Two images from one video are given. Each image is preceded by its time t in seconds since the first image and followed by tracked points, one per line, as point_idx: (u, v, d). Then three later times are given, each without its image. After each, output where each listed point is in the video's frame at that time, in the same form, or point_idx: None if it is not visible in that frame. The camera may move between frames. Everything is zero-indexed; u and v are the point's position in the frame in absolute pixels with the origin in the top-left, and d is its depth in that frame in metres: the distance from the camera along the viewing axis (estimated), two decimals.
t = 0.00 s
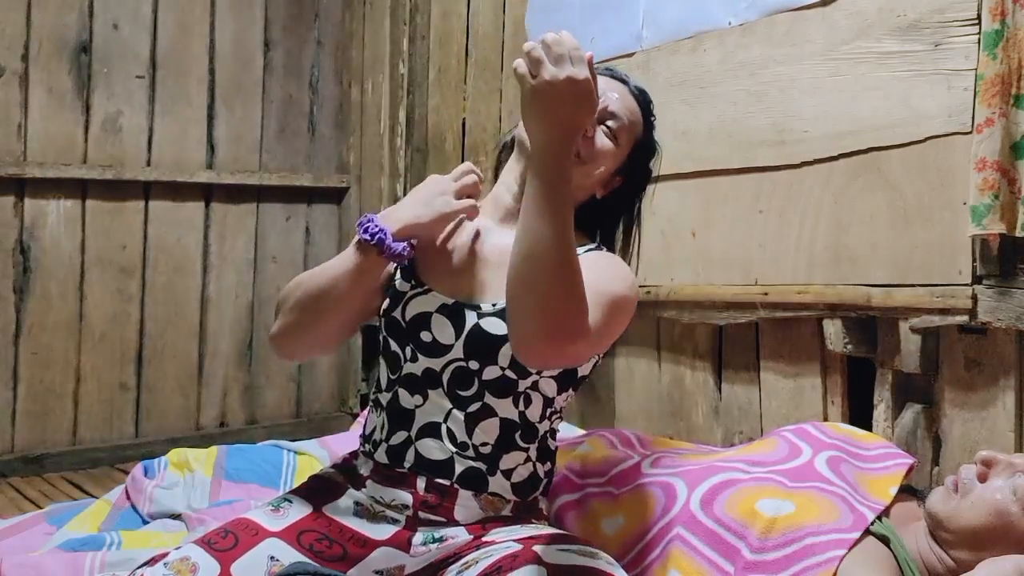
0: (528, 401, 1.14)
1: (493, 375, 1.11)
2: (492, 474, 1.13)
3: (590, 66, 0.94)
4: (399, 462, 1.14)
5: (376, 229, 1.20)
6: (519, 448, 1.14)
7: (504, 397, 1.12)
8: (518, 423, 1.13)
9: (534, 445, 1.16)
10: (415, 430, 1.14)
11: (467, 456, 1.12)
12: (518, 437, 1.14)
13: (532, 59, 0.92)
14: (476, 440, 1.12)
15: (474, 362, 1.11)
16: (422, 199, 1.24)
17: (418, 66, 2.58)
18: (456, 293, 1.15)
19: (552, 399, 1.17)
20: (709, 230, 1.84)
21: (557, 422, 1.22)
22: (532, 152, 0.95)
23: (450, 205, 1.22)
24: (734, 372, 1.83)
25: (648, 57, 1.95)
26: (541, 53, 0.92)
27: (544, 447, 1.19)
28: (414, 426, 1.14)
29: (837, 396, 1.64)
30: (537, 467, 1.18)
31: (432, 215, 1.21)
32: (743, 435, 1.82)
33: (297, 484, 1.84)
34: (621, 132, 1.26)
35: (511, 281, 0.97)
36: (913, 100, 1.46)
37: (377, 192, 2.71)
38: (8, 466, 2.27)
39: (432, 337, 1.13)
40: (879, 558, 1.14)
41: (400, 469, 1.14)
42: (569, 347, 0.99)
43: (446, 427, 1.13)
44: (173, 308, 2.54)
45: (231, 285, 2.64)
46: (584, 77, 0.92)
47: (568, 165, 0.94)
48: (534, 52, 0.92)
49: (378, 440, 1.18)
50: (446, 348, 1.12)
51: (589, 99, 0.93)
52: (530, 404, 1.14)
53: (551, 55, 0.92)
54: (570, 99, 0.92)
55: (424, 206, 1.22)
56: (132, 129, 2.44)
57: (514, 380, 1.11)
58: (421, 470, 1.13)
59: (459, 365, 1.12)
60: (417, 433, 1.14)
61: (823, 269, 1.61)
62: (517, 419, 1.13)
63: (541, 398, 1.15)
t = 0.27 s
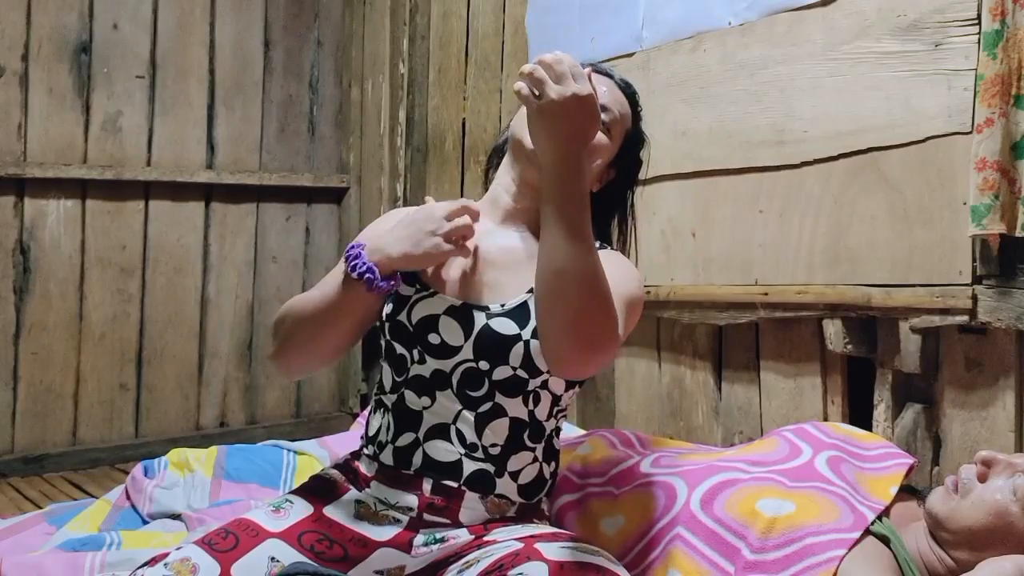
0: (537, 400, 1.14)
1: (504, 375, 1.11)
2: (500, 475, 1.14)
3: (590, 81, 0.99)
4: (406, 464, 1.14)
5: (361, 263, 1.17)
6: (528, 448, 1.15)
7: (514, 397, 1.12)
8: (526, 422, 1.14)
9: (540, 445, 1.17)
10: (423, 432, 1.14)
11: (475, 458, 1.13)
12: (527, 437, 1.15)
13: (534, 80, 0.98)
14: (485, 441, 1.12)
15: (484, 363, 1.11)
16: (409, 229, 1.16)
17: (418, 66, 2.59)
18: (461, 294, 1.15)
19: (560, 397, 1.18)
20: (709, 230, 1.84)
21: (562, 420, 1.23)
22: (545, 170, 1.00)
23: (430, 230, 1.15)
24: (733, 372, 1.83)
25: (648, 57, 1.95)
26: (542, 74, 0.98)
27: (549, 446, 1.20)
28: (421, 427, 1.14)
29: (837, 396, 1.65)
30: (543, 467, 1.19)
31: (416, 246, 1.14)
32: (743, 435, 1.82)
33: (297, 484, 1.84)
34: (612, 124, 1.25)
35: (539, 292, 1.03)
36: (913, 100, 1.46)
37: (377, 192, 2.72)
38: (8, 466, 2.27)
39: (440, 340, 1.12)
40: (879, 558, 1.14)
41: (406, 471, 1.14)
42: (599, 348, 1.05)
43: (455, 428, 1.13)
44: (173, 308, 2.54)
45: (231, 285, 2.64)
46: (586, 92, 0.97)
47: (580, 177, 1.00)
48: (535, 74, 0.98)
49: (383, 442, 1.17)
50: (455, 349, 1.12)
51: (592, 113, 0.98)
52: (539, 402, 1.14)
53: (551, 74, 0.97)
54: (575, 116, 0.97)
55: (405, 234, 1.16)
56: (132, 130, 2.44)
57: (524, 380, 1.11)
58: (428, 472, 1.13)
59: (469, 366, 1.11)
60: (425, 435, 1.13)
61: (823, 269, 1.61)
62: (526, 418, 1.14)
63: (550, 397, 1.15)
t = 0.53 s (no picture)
0: (536, 397, 1.14)
1: (504, 372, 1.11)
2: (500, 475, 1.14)
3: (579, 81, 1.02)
4: (405, 464, 1.14)
5: (371, 280, 1.12)
6: (527, 447, 1.15)
7: (512, 394, 1.12)
8: (525, 420, 1.14)
9: (540, 444, 1.17)
10: (422, 432, 1.14)
11: (475, 457, 1.13)
12: (526, 436, 1.15)
13: (524, 82, 1.00)
14: (485, 440, 1.12)
15: (483, 361, 1.11)
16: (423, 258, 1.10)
17: (418, 66, 2.59)
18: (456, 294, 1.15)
19: (558, 394, 1.18)
20: (709, 230, 1.84)
21: (560, 419, 1.24)
22: (540, 171, 1.02)
23: (443, 260, 1.09)
24: (733, 372, 1.83)
25: (648, 57, 1.95)
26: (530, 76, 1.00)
27: (548, 446, 1.20)
28: (420, 427, 1.14)
29: (837, 395, 1.65)
30: (542, 467, 1.19)
31: (426, 274, 1.09)
32: (743, 435, 1.82)
33: (297, 485, 1.84)
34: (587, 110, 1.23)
35: (536, 293, 1.03)
36: (913, 100, 1.46)
37: (377, 192, 2.72)
38: (8, 466, 2.27)
39: (438, 339, 1.13)
40: (879, 558, 1.14)
41: (405, 472, 1.14)
42: (600, 347, 1.05)
43: (454, 427, 1.12)
44: (173, 308, 2.54)
45: (231, 285, 2.64)
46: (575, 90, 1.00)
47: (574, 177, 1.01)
48: (523, 77, 1.00)
49: (382, 442, 1.17)
50: (454, 348, 1.12)
51: (583, 111, 1.00)
52: (538, 400, 1.14)
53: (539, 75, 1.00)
54: (566, 115, 0.99)
55: (416, 259, 1.10)
56: (132, 129, 2.44)
57: (523, 377, 1.11)
58: (427, 472, 1.13)
59: (467, 364, 1.12)
60: (424, 435, 1.13)
61: (822, 269, 1.61)
62: (525, 416, 1.14)
63: (549, 394, 1.15)
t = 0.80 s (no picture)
0: (534, 393, 1.16)
1: (501, 369, 1.13)
2: (499, 473, 1.14)
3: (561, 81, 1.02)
4: (403, 465, 1.14)
5: (407, 276, 1.08)
6: (525, 445, 1.16)
7: (510, 391, 1.14)
8: (524, 416, 1.15)
9: (538, 442, 1.18)
10: (420, 432, 1.14)
11: (474, 455, 1.13)
12: (525, 434, 1.16)
13: (508, 87, 1.00)
14: (483, 438, 1.13)
15: (481, 358, 1.13)
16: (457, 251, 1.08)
17: (418, 66, 2.59)
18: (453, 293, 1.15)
19: (556, 389, 1.19)
20: (709, 230, 1.84)
21: (557, 414, 1.24)
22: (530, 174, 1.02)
23: (477, 258, 1.06)
24: (733, 372, 1.83)
25: (648, 57, 1.95)
26: (513, 79, 1.00)
27: (546, 443, 1.21)
28: (418, 427, 1.14)
29: (837, 395, 1.65)
30: (541, 465, 1.19)
31: (462, 272, 1.06)
32: (743, 435, 1.82)
33: (297, 485, 1.84)
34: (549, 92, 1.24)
35: (535, 295, 1.03)
36: (913, 100, 1.46)
37: (377, 192, 2.72)
38: (8, 466, 2.27)
39: (436, 339, 1.14)
40: (878, 557, 1.14)
41: (403, 473, 1.14)
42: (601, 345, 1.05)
43: (452, 426, 1.13)
44: (173, 308, 2.54)
45: (231, 285, 2.64)
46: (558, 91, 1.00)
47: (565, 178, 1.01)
48: (505, 81, 1.00)
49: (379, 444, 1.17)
50: (451, 347, 1.13)
51: (567, 112, 1.00)
52: (536, 396, 1.16)
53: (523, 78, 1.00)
54: (551, 115, 0.99)
55: (451, 255, 1.08)
56: (132, 130, 2.44)
57: (521, 373, 1.14)
58: (425, 472, 1.13)
59: (465, 363, 1.13)
60: (422, 434, 1.14)
61: (823, 269, 1.61)
62: (523, 412, 1.15)
63: (546, 390, 1.17)
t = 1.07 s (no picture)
0: (533, 390, 1.17)
1: (501, 367, 1.14)
2: (499, 472, 1.14)
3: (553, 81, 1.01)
4: (403, 466, 1.14)
5: (420, 270, 1.08)
6: (524, 443, 1.16)
7: (510, 389, 1.14)
8: (523, 414, 1.16)
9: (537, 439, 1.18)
10: (419, 431, 1.14)
11: (474, 454, 1.13)
12: (524, 432, 1.16)
13: (501, 88, 0.98)
14: (483, 437, 1.13)
15: (480, 357, 1.14)
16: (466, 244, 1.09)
17: (418, 66, 2.59)
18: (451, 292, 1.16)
19: (554, 385, 1.20)
20: (709, 230, 1.84)
21: (555, 413, 1.24)
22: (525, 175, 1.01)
23: (489, 250, 1.08)
24: (733, 372, 1.83)
25: (648, 57, 1.95)
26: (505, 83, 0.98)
27: (545, 441, 1.21)
28: (417, 427, 1.14)
29: (837, 395, 1.65)
30: (541, 463, 1.19)
31: (472, 263, 1.08)
32: (743, 435, 1.82)
33: (297, 485, 1.84)
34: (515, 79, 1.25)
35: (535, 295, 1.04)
36: (914, 101, 1.46)
37: (377, 192, 2.72)
38: (8, 466, 2.26)
39: (434, 340, 1.14)
40: (878, 557, 1.14)
41: (403, 474, 1.14)
42: (602, 340, 1.07)
43: (451, 425, 1.13)
44: (173, 308, 2.54)
45: (231, 285, 2.64)
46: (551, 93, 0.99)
47: (560, 177, 1.01)
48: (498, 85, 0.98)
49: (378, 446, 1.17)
50: (450, 347, 1.14)
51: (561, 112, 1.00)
52: (534, 393, 1.17)
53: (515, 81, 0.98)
54: (545, 118, 0.98)
55: (460, 249, 1.09)
56: (132, 129, 2.44)
57: (520, 370, 1.15)
58: (425, 473, 1.13)
59: (463, 362, 1.14)
60: (421, 434, 1.14)
61: (823, 269, 1.61)
62: (523, 409, 1.16)
63: (545, 386, 1.18)
